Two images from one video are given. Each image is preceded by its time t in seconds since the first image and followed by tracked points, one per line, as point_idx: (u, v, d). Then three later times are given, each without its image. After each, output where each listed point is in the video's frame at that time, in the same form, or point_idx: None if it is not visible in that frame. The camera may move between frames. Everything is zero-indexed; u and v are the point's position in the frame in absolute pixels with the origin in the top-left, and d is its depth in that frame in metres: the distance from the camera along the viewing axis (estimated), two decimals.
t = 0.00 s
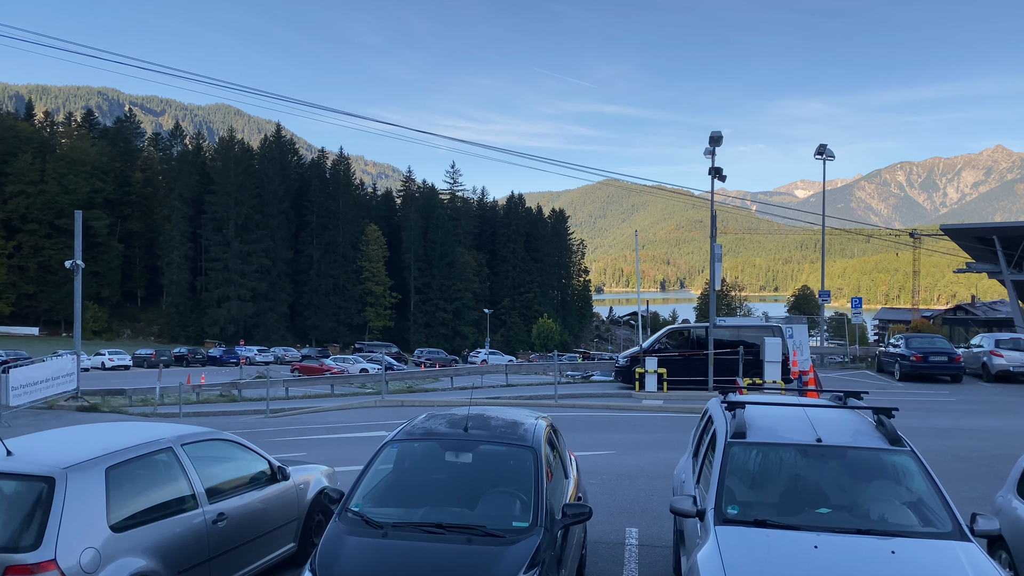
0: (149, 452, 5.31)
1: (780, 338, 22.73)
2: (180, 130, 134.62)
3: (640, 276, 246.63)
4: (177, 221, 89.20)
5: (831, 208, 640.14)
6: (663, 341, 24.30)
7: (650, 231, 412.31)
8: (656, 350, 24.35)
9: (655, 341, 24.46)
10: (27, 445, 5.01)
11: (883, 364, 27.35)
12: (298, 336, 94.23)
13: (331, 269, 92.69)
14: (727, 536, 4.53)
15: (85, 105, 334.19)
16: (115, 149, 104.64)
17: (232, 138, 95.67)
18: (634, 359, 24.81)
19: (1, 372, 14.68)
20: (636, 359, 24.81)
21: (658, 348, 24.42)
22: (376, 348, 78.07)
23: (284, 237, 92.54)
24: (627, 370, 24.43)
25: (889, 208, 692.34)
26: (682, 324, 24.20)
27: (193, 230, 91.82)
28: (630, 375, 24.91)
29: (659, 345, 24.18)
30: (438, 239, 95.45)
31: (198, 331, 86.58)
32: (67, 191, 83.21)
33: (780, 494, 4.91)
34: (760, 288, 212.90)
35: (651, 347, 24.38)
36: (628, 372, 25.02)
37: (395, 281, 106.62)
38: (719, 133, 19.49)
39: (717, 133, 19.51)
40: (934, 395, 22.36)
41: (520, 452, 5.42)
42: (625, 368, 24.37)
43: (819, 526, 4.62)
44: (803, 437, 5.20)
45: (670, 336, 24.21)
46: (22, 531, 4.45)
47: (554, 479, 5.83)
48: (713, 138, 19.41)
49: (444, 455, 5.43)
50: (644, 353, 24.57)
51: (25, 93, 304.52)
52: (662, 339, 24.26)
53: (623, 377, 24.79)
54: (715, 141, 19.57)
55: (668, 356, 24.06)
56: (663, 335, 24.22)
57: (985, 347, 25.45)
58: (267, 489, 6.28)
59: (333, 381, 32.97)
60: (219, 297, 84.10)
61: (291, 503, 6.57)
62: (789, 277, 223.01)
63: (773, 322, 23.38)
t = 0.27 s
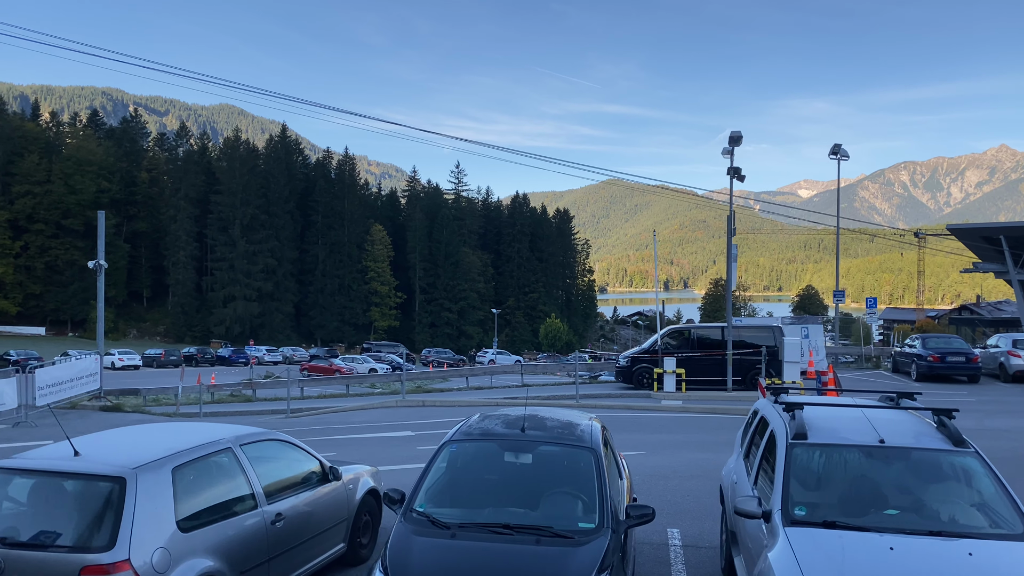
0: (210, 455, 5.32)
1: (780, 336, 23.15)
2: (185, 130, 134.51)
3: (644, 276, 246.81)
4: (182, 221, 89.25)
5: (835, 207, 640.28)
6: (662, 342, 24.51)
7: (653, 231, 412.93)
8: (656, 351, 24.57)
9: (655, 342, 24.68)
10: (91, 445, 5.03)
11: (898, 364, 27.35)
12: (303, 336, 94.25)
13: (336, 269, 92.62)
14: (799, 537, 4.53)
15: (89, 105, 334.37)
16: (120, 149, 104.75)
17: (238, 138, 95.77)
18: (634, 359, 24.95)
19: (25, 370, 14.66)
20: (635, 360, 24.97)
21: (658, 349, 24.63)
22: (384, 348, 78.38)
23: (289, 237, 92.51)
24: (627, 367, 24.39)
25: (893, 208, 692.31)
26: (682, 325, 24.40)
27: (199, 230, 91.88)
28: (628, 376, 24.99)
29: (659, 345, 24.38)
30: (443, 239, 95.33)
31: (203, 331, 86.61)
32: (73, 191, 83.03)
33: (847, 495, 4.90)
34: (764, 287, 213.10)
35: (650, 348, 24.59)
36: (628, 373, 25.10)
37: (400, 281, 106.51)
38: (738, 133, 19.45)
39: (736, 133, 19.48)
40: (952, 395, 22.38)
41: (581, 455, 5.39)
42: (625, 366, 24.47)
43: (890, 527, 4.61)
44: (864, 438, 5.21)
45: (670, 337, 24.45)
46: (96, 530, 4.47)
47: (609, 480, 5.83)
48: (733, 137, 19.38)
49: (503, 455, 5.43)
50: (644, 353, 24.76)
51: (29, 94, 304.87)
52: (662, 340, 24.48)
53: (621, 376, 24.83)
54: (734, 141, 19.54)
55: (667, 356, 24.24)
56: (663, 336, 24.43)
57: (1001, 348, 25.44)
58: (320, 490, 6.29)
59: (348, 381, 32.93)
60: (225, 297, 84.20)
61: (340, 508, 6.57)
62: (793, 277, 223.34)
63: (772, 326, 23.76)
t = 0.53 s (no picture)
0: (270, 455, 5.33)
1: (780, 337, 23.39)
2: (189, 130, 134.56)
3: (648, 275, 246.96)
4: (188, 221, 89.36)
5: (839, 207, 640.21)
6: (662, 342, 24.29)
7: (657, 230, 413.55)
8: (656, 350, 24.34)
9: (654, 341, 24.44)
10: (154, 445, 5.05)
11: (913, 364, 27.39)
12: (309, 335, 94.27)
13: (342, 268, 92.58)
14: (870, 539, 4.51)
15: (93, 106, 334.37)
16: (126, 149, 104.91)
17: (244, 138, 95.88)
18: (633, 359, 24.65)
19: (50, 369, 14.71)
20: (634, 359, 24.66)
21: (658, 349, 24.41)
22: (392, 347, 78.71)
23: (294, 237, 92.50)
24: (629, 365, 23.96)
25: (897, 207, 692.32)
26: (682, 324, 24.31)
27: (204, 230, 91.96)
28: (628, 376, 24.70)
29: (660, 345, 24.13)
30: (448, 239, 95.15)
31: (209, 331, 86.71)
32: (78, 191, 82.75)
33: (912, 495, 4.89)
34: (768, 287, 213.42)
35: (650, 348, 24.32)
36: (626, 372, 24.81)
37: (405, 281, 106.38)
38: (758, 133, 19.41)
39: (756, 133, 19.43)
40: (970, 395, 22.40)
41: (642, 456, 5.38)
42: (626, 368, 24.13)
43: (960, 528, 4.61)
44: (926, 439, 5.19)
45: (669, 336, 24.26)
46: (167, 529, 4.49)
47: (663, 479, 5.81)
48: (753, 137, 19.33)
49: (561, 456, 5.42)
50: (643, 353, 24.47)
51: (33, 93, 304.98)
52: (662, 340, 24.25)
53: (621, 377, 24.48)
54: (754, 140, 19.49)
55: (668, 356, 24.09)
56: (663, 335, 24.21)
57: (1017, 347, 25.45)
58: (370, 490, 6.29)
59: (363, 381, 32.94)
60: (230, 297, 84.33)
61: (390, 508, 6.58)
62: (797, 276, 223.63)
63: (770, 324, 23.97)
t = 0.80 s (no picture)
0: (329, 455, 5.34)
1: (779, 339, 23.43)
2: (193, 129, 134.37)
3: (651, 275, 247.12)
4: (194, 221, 89.25)
5: (843, 206, 639.97)
6: (660, 341, 24.00)
7: (660, 229, 413.95)
8: (656, 350, 23.98)
9: (652, 341, 24.11)
10: (217, 445, 5.08)
11: (928, 364, 27.41)
12: (314, 335, 94.10)
13: (347, 268, 92.48)
14: (940, 540, 4.49)
15: (96, 105, 333.95)
16: (132, 148, 104.76)
17: (249, 138, 95.74)
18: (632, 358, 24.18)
19: (75, 367, 14.75)
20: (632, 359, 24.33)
21: (656, 348, 24.12)
22: (399, 347, 78.89)
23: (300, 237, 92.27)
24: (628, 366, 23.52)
25: (901, 206, 692.37)
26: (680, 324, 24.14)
27: (209, 229, 91.82)
28: (625, 376, 24.38)
29: (659, 345, 23.84)
30: (453, 238, 95.05)
31: (214, 330, 86.68)
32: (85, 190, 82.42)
33: (975, 497, 4.87)
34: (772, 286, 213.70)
35: (648, 348, 23.98)
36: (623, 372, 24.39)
37: (410, 280, 106.21)
38: (778, 132, 19.36)
39: (776, 133, 19.38)
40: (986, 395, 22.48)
41: (701, 456, 5.37)
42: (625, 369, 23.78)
43: None
44: (988, 440, 5.17)
45: (669, 337, 23.97)
46: (236, 531, 4.49)
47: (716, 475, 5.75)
48: (773, 137, 19.31)
49: (619, 455, 5.41)
50: (641, 353, 24.12)
51: (36, 92, 304.60)
52: (661, 340, 23.94)
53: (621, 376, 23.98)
54: (774, 140, 19.44)
55: (667, 357, 23.84)
56: (662, 335, 23.91)
57: None
58: (420, 489, 6.29)
59: (377, 380, 32.98)
60: (236, 296, 84.38)
61: (438, 511, 6.58)
62: (800, 275, 223.88)
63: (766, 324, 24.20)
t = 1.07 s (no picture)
0: (387, 455, 5.34)
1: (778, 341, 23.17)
2: (197, 129, 134.29)
3: (654, 274, 247.32)
4: (200, 220, 89.33)
5: (847, 205, 639.62)
6: (658, 342, 24.05)
7: (663, 228, 414.15)
8: (652, 351, 24.07)
9: (650, 342, 24.19)
10: (276, 444, 5.09)
11: (944, 363, 27.40)
12: (319, 335, 94.01)
13: (352, 267, 92.56)
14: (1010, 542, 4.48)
15: (98, 105, 334.12)
16: (137, 148, 104.92)
17: (254, 138, 95.84)
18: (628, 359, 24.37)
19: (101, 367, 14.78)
20: (629, 360, 24.46)
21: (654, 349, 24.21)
22: (407, 346, 79.10)
23: (305, 237, 92.27)
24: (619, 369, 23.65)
25: (905, 206, 692.19)
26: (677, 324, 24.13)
27: (215, 229, 91.92)
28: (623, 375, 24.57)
29: (655, 347, 23.92)
30: (458, 238, 95.18)
31: (220, 330, 86.88)
32: (91, 190, 82.55)
33: None
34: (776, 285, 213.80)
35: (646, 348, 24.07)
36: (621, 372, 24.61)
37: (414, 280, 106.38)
38: (796, 132, 19.40)
39: (794, 132, 19.41)
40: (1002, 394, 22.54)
41: (759, 457, 5.36)
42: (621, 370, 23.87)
43: None
44: None
45: (665, 337, 24.04)
46: (303, 530, 4.50)
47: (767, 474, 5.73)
48: (792, 136, 19.35)
49: (676, 456, 5.40)
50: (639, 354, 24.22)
51: (39, 92, 304.68)
52: (659, 341, 24.00)
53: (617, 378, 24.26)
54: (792, 140, 19.48)
55: (664, 357, 23.93)
56: (659, 336, 23.96)
57: None
58: (469, 489, 6.30)
59: (395, 380, 33.05)
60: (241, 296, 84.59)
61: (486, 510, 6.60)
62: (804, 274, 224.10)
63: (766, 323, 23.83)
